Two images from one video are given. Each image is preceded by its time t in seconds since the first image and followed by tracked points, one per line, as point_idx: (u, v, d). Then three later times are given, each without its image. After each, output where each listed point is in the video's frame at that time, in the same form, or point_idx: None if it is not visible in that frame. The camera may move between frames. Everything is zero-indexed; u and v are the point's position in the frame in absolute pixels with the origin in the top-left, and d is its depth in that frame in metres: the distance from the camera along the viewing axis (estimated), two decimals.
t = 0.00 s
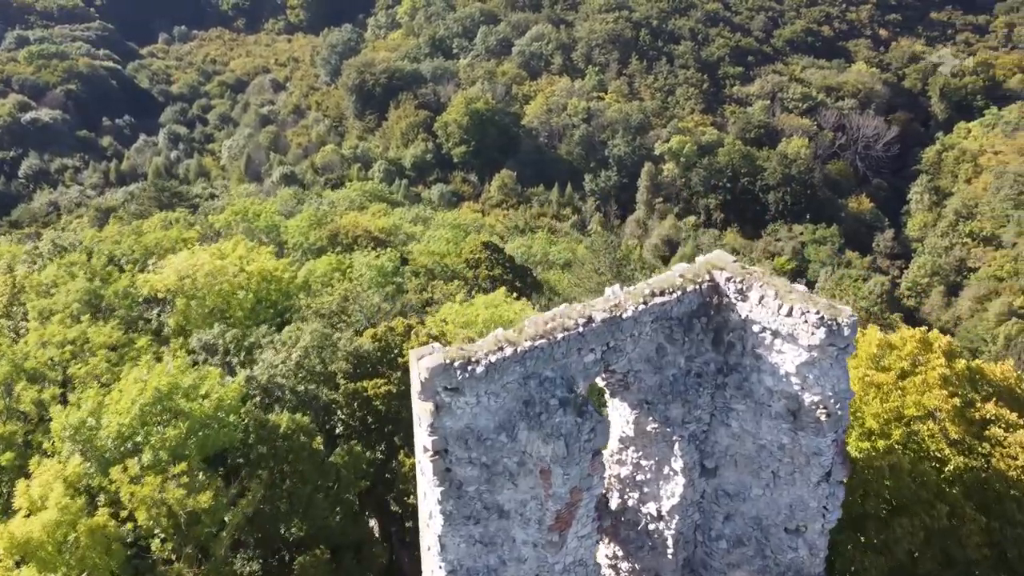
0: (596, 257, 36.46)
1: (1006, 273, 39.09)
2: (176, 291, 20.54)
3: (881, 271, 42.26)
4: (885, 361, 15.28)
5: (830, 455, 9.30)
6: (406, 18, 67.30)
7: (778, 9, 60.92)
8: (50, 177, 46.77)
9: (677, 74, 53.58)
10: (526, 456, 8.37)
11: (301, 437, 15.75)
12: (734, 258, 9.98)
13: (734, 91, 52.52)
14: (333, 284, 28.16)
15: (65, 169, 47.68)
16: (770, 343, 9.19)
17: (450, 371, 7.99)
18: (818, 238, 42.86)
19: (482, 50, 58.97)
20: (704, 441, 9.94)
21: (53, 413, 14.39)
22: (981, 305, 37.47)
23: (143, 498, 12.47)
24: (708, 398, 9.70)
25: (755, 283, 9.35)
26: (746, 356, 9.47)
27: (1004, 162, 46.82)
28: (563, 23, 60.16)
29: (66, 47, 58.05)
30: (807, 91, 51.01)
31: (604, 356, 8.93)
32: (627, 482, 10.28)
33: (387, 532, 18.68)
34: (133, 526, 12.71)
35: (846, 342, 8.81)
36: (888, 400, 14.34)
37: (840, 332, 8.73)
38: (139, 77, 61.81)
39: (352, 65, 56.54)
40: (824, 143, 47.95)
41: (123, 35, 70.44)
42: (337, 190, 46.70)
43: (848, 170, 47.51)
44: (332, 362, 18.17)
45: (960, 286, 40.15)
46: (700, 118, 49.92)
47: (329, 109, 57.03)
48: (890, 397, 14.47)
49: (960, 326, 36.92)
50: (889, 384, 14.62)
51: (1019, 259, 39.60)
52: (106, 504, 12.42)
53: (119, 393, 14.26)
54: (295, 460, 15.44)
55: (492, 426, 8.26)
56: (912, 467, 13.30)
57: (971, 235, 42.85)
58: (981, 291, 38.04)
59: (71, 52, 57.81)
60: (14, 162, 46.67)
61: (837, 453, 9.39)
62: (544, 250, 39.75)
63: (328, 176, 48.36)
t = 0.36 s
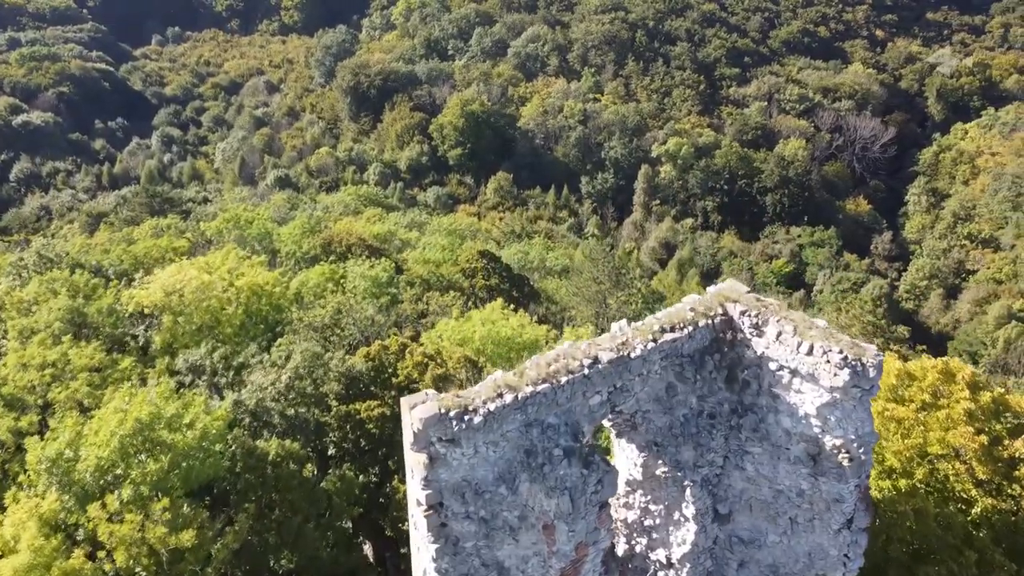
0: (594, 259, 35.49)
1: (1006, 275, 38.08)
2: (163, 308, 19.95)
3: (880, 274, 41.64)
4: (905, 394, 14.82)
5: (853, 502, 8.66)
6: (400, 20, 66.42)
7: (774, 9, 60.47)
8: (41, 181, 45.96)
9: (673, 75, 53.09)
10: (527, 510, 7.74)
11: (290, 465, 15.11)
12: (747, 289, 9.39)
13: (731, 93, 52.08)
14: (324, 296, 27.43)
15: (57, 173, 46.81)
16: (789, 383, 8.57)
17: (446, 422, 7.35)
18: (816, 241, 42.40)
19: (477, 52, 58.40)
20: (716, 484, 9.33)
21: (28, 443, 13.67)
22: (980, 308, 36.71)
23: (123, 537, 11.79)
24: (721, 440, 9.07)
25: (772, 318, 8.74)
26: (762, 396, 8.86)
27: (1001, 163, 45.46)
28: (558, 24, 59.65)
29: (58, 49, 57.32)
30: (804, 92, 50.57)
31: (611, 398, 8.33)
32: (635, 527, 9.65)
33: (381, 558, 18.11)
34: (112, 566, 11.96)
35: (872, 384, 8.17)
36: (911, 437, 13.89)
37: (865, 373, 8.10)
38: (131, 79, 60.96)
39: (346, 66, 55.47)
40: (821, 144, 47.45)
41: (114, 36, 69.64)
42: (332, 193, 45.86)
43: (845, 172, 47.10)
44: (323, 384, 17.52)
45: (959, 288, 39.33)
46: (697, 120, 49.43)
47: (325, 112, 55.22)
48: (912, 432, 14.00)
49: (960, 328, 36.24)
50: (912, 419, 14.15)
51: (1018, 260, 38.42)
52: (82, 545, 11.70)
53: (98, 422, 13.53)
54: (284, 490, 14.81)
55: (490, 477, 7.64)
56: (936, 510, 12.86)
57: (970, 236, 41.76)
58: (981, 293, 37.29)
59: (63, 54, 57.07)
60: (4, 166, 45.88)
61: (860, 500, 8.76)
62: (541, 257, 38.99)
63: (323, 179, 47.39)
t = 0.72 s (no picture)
0: (597, 270, 34.51)
1: (1010, 279, 36.59)
2: (153, 325, 19.36)
3: (882, 278, 40.86)
4: (931, 431, 14.19)
5: (881, 558, 8.06)
6: (400, 21, 65.54)
7: (776, 10, 59.92)
8: (38, 184, 45.33)
9: (674, 76, 52.52)
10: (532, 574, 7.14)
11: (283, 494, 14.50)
12: (767, 327, 8.78)
13: (732, 94, 51.54)
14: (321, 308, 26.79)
15: (54, 176, 46.17)
16: (813, 432, 7.94)
17: (444, 483, 6.73)
18: (819, 245, 41.52)
19: (477, 53, 57.78)
20: (733, 536, 8.72)
21: (7, 476, 13.06)
22: (984, 312, 35.67)
23: None
24: (739, 490, 8.45)
25: (795, 359, 8.11)
26: (783, 444, 8.24)
27: (1004, 164, 43.67)
28: (559, 25, 59.07)
29: (56, 51, 56.80)
30: (806, 94, 50.00)
31: (622, 449, 7.73)
32: None
33: None
34: None
35: (904, 434, 7.54)
36: (940, 479, 13.25)
37: (896, 423, 7.48)
38: (130, 80, 60.25)
39: (345, 67, 54.82)
40: (823, 147, 46.86)
41: (113, 37, 68.99)
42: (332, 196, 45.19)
43: (847, 174, 46.43)
44: (318, 406, 16.93)
45: (963, 292, 38.24)
46: (699, 122, 48.83)
47: (323, 113, 54.92)
48: (940, 475, 13.35)
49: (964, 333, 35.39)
50: (941, 460, 13.51)
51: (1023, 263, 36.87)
52: None
53: (80, 454, 12.93)
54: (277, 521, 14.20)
55: (492, 539, 7.01)
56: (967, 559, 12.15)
57: (973, 240, 40.23)
58: (984, 296, 36.21)
59: (61, 56, 56.53)
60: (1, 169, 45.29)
61: (888, 555, 8.15)
62: (541, 263, 38.01)
63: (322, 182, 46.72)
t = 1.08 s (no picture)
0: (598, 277, 33.71)
1: (1014, 283, 35.95)
2: (143, 343, 18.80)
3: (885, 281, 40.17)
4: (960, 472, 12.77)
5: None
6: (399, 22, 64.80)
7: (778, 11, 59.35)
8: (35, 187, 44.71)
9: (675, 78, 51.92)
10: None
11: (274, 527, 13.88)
12: (789, 370, 8.17)
13: (734, 96, 50.99)
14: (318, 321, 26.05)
15: (51, 178, 45.54)
16: (840, 489, 7.31)
17: (439, 555, 6.22)
18: (821, 247, 40.87)
19: (477, 55, 57.15)
20: None
21: None
22: (989, 316, 35.06)
23: None
24: (760, 548, 7.86)
25: (820, 408, 7.51)
26: (807, 499, 7.64)
27: (1007, 167, 43.00)
28: (558, 26, 58.46)
29: (54, 53, 56.28)
30: (807, 96, 49.33)
31: (633, 509, 7.16)
32: None
33: None
34: None
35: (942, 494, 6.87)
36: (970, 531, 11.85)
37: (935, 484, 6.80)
38: (128, 82, 59.60)
39: (343, 69, 54.22)
40: (824, 149, 46.21)
41: (111, 38, 68.32)
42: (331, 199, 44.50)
43: (849, 176, 45.59)
44: (311, 429, 16.20)
45: (967, 296, 37.57)
46: (700, 125, 48.27)
47: (322, 115, 54.12)
48: (971, 524, 11.95)
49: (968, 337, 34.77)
50: (971, 508, 12.09)
51: None
52: None
53: (61, 491, 12.32)
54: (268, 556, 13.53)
55: None
56: None
57: (977, 243, 39.59)
58: (989, 300, 35.56)
59: (59, 58, 55.97)
60: None
61: None
62: (542, 270, 37.11)
63: (322, 185, 46.03)
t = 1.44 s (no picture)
0: (600, 285, 33.09)
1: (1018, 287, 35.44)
2: (131, 362, 18.26)
3: (888, 286, 39.53)
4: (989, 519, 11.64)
5: None
6: (399, 23, 64.15)
7: (779, 13, 58.77)
8: (31, 190, 44.06)
9: (676, 80, 51.37)
10: None
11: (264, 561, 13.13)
12: (813, 420, 7.57)
13: (735, 99, 50.39)
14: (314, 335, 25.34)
15: (48, 182, 44.92)
16: (869, 553, 6.73)
17: None
18: (823, 251, 40.24)
19: (477, 57, 56.54)
20: None
21: None
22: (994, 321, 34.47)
23: None
24: None
25: (847, 465, 6.91)
26: (833, 563, 7.06)
27: (1011, 170, 42.77)
28: (558, 28, 57.90)
29: (50, 55, 55.73)
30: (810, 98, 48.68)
31: None
32: None
33: None
34: None
35: (982, 563, 6.29)
36: None
37: (974, 551, 6.24)
38: (126, 83, 58.95)
39: (343, 72, 53.57)
40: (827, 152, 45.54)
41: (108, 40, 67.71)
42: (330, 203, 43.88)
43: (851, 179, 44.84)
44: (303, 455, 15.40)
45: (971, 301, 36.91)
46: (702, 127, 47.65)
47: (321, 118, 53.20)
48: None
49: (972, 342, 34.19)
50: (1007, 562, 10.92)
51: None
52: None
53: (39, 530, 11.68)
54: None
55: None
56: None
57: (980, 247, 39.08)
58: (993, 305, 35.02)
59: (56, 60, 55.41)
60: None
61: None
62: (542, 277, 36.35)
63: (321, 188, 45.42)
